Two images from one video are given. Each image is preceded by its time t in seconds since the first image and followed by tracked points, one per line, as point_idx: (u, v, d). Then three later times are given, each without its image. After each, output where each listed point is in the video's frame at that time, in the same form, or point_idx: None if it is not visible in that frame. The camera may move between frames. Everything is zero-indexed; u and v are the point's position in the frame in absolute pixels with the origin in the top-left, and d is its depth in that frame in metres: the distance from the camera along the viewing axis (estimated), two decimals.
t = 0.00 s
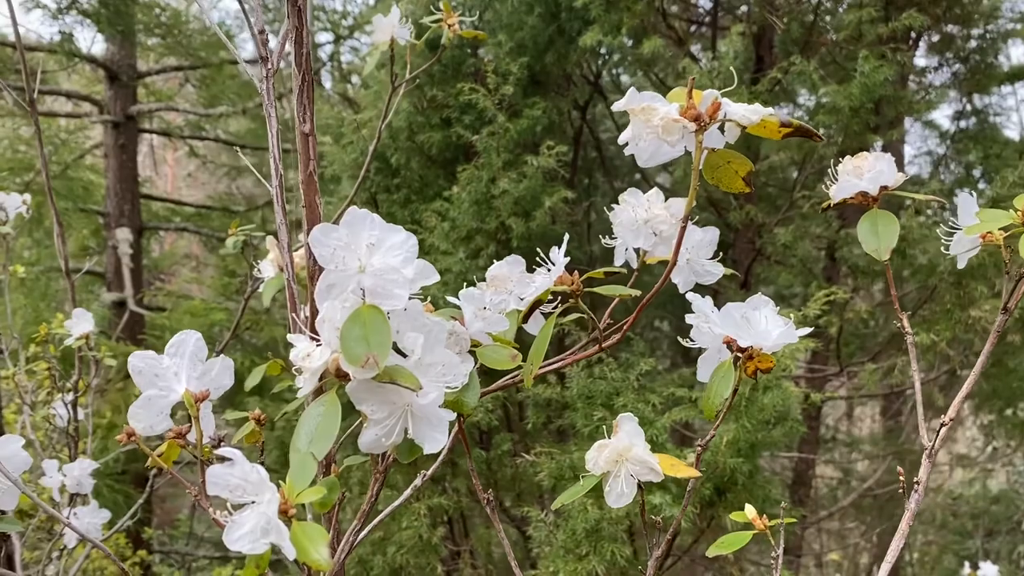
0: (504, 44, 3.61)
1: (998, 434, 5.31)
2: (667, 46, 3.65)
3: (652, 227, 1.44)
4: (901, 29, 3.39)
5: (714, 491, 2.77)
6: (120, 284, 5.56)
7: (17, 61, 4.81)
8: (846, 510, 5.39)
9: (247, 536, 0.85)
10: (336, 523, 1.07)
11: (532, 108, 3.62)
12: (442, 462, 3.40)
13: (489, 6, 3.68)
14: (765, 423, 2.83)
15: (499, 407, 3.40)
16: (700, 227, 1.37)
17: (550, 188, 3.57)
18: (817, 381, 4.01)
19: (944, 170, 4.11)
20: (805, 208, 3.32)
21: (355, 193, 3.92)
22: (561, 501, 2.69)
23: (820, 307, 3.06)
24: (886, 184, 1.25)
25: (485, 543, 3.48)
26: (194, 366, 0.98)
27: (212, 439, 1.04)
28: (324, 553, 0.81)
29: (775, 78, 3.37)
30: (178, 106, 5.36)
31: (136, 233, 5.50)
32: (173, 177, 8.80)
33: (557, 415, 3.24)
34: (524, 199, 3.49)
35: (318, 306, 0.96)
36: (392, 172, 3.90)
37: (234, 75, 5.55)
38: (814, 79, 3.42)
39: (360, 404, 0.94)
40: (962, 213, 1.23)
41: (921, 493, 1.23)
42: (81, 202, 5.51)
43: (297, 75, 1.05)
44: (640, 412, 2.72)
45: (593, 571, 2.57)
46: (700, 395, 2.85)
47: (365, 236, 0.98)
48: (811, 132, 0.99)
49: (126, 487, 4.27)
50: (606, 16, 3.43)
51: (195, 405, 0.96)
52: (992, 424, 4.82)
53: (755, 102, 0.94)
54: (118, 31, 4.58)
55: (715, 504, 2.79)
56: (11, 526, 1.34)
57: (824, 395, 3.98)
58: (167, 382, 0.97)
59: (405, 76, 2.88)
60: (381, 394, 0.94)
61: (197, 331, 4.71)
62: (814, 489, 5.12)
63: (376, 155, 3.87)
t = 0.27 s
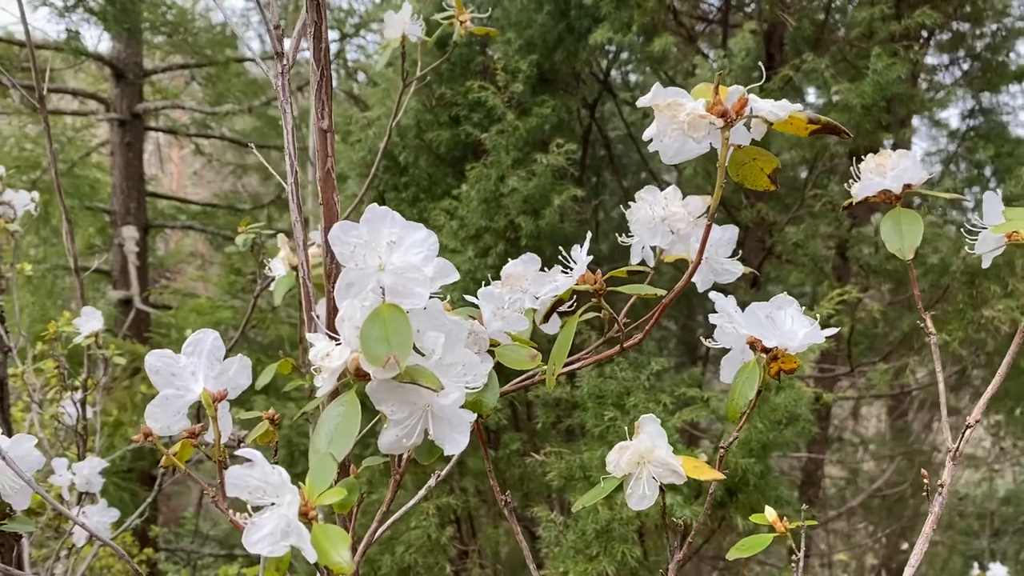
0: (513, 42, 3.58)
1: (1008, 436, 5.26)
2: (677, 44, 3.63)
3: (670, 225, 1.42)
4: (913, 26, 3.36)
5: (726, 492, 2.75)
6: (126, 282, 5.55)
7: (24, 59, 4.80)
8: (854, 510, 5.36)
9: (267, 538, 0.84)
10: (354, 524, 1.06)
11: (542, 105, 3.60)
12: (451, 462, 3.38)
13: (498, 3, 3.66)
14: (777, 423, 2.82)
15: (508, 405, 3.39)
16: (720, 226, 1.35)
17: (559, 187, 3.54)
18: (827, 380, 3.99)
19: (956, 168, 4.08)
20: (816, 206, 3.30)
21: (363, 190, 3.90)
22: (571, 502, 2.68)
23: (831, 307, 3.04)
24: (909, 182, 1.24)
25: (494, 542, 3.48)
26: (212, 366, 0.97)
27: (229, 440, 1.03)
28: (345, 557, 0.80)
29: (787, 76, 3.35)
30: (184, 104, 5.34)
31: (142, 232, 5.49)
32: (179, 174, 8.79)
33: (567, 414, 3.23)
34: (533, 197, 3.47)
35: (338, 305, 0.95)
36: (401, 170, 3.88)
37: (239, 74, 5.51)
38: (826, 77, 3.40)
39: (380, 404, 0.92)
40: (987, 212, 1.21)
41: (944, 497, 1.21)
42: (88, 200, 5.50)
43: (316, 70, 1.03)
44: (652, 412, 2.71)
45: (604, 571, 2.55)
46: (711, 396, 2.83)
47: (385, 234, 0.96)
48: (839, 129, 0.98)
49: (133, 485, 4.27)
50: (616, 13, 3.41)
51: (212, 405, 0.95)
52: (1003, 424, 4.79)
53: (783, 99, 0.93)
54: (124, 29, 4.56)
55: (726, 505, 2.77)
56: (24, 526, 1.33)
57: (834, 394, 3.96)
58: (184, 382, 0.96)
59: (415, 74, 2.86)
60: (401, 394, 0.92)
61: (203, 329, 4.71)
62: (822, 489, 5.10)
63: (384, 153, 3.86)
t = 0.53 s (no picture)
0: (521, 38, 3.55)
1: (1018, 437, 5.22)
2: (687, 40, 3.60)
3: (686, 220, 1.40)
4: (926, 23, 3.33)
5: (736, 491, 2.73)
6: (131, 280, 5.54)
7: (29, 57, 4.79)
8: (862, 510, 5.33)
9: (281, 536, 0.82)
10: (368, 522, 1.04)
11: (550, 102, 3.58)
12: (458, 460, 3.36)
13: None
14: (788, 422, 2.79)
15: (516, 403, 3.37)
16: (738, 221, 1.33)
17: (568, 183, 3.52)
18: (836, 380, 3.96)
19: (967, 166, 4.04)
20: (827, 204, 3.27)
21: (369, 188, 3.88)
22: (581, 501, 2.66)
23: (843, 305, 3.01)
24: (932, 176, 1.21)
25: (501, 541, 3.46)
26: (224, 361, 0.95)
27: (240, 437, 1.01)
28: (362, 555, 0.78)
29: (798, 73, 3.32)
30: (189, 102, 5.32)
31: (147, 229, 5.48)
32: (183, 172, 8.78)
33: (575, 413, 3.21)
34: (541, 194, 3.44)
35: (353, 299, 0.93)
36: (407, 167, 3.81)
37: (244, 71, 5.47)
38: (837, 73, 3.37)
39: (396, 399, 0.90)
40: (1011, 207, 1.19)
41: (968, 496, 1.19)
42: (93, 198, 5.49)
43: (330, 60, 1.01)
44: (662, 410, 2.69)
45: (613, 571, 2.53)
46: (722, 394, 2.80)
47: (401, 226, 0.94)
48: (865, 119, 0.96)
49: (137, 483, 4.25)
50: (626, 9, 3.38)
51: (225, 400, 0.93)
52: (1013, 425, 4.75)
53: (809, 89, 0.91)
54: (129, 26, 4.53)
55: (736, 504, 2.75)
56: (32, 522, 1.32)
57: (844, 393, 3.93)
58: (196, 376, 0.94)
59: (423, 70, 2.84)
60: (417, 389, 0.91)
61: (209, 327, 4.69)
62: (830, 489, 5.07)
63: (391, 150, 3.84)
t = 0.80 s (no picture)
0: (529, 35, 3.52)
1: None
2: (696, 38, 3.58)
3: (703, 216, 1.38)
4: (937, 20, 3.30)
5: (746, 492, 2.71)
6: (135, 279, 5.52)
7: (34, 55, 4.77)
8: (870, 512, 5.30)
9: (297, 537, 0.80)
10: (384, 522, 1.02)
11: (558, 100, 3.56)
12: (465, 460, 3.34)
13: None
14: (799, 423, 2.77)
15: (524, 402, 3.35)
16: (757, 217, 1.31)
17: (576, 181, 3.49)
18: (845, 380, 3.93)
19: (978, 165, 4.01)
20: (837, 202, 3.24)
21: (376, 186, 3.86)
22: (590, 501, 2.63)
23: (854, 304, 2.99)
24: (956, 172, 1.19)
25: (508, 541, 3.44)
26: (237, 358, 0.94)
27: (254, 435, 1.00)
28: (380, 557, 0.76)
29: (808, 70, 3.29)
30: (194, 101, 5.30)
31: (151, 228, 5.45)
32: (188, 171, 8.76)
33: (584, 412, 3.19)
34: (549, 192, 3.42)
35: (369, 295, 0.91)
36: (414, 165, 3.82)
37: (249, 70, 5.45)
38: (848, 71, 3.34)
39: (413, 397, 0.89)
40: None
41: (994, 498, 1.17)
42: (98, 197, 5.48)
43: (345, 51, 0.99)
44: (672, 410, 2.66)
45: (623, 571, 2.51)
46: (732, 394, 2.78)
47: (419, 221, 0.93)
48: (893, 112, 0.93)
49: (142, 482, 4.23)
50: (634, 6, 3.36)
51: (238, 398, 0.91)
52: None
53: (837, 81, 0.88)
54: (134, 24, 4.51)
55: (747, 505, 2.72)
56: (38, 521, 1.30)
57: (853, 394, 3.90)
58: (209, 374, 0.93)
59: (431, 67, 2.81)
60: (435, 388, 0.89)
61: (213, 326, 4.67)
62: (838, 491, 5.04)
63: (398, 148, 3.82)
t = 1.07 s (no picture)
0: (535, 32, 3.49)
1: None
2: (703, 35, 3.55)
3: (716, 212, 1.36)
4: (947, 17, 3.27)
5: (754, 492, 2.68)
6: (138, 277, 5.49)
7: (37, 53, 4.75)
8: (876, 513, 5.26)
9: (305, 538, 0.78)
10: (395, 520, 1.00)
11: (563, 97, 3.53)
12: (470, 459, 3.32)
13: None
14: (807, 422, 2.74)
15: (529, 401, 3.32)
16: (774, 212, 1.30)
17: (582, 179, 3.47)
18: (852, 380, 3.90)
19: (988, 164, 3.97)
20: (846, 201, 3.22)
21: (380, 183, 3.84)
22: (596, 501, 2.61)
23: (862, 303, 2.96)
24: (977, 166, 1.17)
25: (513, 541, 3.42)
26: (244, 355, 0.92)
27: (261, 433, 0.98)
28: (392, 558, 0.74)
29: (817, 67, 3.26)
30: (197, 99, 5.28)
31: (154, 226, 5.43)
32: (190, 170, 8.73)
33: (590, 411, 3.16)
34: (554, 190, 3.39)
35: (379, 290, 0.89)
36: (418, 163, 3.79)
37: (253, 68, 5.42)
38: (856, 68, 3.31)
39: (425, 394, 0.86)
40: None
41: (1013, 499, 1.14)
42: (101, 195, 5.45)
43: (356, 38, 0.97)
44: (679, 409, 2.64)
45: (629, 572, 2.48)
46: (740, 394, 2.75)
47: (430, 213, 0.90)
48: (918, 104, 0.91)
49: (144, 481, 4.21)
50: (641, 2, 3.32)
51: (246, 394, 0.89)
52: None
53: (861, 71, 0.86)
54: (137, 23, 4.48)
55: (754, 505, 2.70)
56: (40, 520, 1.28)
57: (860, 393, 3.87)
58: (215, 370, 0.91)
59: (438, 63, 2.78)
60: (447, 384, 0.86)
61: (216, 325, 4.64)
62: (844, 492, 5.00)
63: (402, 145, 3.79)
